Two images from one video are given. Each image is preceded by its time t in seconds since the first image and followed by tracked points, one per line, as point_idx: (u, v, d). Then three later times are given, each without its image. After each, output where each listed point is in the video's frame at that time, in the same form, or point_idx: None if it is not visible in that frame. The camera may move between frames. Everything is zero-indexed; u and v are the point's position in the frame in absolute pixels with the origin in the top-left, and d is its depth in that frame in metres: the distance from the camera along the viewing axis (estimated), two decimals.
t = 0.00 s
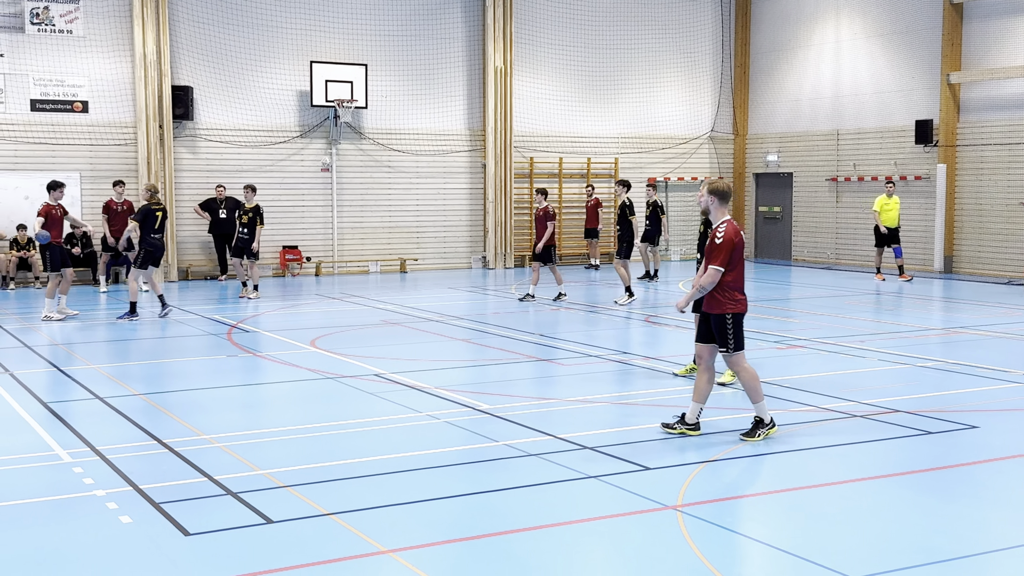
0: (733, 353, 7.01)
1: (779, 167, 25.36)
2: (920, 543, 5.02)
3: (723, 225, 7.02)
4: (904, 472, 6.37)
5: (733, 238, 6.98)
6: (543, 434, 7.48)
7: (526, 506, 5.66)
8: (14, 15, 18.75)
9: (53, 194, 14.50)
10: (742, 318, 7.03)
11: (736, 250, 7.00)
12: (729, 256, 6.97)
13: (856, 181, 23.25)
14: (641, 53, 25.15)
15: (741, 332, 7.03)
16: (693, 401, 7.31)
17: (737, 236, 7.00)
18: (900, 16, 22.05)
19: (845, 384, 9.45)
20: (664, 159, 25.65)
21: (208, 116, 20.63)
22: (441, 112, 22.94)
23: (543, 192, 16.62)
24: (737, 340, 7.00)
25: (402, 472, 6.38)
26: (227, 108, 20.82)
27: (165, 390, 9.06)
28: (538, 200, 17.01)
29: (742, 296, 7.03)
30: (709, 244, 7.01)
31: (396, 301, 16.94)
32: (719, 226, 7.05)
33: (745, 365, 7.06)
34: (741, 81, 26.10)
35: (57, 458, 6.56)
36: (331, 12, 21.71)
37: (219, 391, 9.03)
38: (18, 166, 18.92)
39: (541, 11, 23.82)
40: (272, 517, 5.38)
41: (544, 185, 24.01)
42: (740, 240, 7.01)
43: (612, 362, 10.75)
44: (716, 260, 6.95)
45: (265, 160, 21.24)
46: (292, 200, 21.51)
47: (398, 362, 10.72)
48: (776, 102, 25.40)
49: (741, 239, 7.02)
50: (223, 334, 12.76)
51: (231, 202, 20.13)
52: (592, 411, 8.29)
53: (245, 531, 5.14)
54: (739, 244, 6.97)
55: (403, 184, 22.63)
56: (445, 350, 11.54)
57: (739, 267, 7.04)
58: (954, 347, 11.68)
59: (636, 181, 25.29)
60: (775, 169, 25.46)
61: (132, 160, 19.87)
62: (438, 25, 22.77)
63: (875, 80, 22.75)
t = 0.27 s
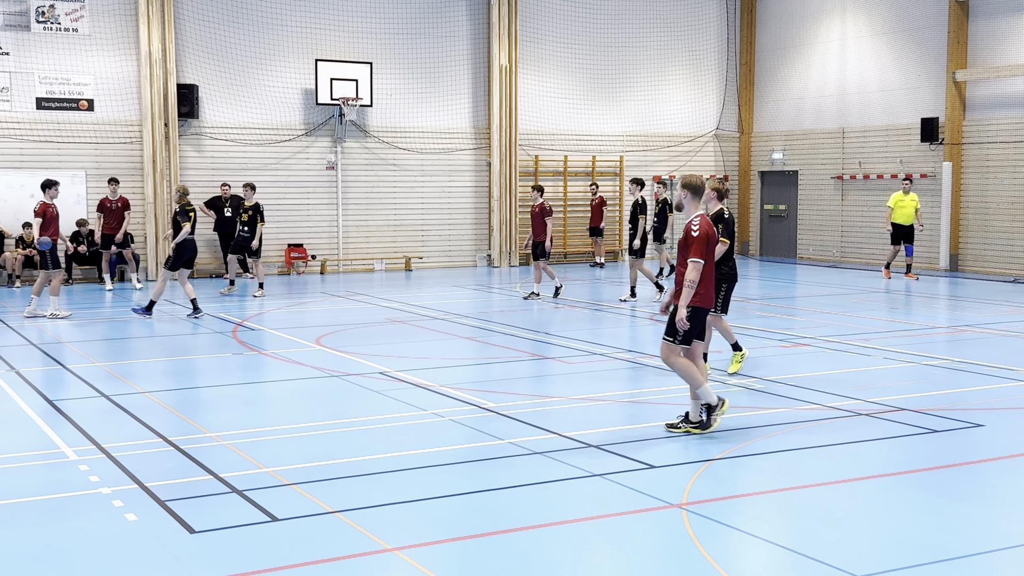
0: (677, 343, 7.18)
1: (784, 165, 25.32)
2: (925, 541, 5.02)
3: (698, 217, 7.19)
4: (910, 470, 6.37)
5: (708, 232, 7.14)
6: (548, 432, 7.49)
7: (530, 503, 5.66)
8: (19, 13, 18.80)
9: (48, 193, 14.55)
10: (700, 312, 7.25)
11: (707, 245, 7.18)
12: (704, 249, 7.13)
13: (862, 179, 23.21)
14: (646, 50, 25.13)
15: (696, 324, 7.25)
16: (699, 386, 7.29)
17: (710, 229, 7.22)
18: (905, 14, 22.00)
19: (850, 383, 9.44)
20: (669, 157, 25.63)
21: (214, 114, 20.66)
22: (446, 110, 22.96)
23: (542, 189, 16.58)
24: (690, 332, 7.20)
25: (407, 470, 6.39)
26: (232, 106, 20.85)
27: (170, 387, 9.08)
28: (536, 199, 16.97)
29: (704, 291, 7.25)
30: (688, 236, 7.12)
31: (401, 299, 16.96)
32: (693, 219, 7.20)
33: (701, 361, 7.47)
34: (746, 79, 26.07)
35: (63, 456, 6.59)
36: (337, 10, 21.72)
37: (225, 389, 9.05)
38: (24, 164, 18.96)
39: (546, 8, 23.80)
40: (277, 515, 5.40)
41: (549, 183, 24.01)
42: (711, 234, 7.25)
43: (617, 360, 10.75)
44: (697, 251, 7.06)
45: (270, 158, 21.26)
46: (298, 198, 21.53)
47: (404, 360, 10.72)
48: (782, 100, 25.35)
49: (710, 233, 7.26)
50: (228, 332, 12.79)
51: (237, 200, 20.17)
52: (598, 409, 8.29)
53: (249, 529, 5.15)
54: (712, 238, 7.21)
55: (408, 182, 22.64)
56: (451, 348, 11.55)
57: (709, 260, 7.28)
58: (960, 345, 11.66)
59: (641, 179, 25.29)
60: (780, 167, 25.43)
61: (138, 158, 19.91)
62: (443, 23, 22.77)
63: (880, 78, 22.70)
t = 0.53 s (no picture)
0: (651, 346, 7.09)
1: (789, 164, 25.30)
2: (931, 541, 5.01)
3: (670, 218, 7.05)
4: (915, 470, 6.35)
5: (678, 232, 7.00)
6: (552, 431, 7.48)
7: (535, 503, 5.66)
8: (25, 12, 18.84)
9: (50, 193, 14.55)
10: (675, 313, 7.07)
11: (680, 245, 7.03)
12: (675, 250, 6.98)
13: (866, 178, 23.18)
14: (651, 49, 25.11)
15: (671, 326, 7.07)
16: (636, 398, 7.23)
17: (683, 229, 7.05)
18: (910, 12, 21.96)
19: (855, 382, 9.43)
20: (674, 155, 25.60)
21: (219, 113, 20.67)
22: (451, 109, 22.96)
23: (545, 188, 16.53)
24: (662, 334, 7.04)
25: (412, 469, 6.39)
26: (237, 105, 20.87)
27: (176, 386, 9.09)
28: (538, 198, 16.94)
29: (681, 292, 7.07)
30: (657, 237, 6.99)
31: (406, 298, 16.96)
32: (663, 220, 7.06)
33: (688, 362, 7.23)
34: (751, 77, 26.06)
35: (68, 455, 6.60)
36: (341, 9, 21.73)
37: (229, 387, 9.06)
38: (29, 162, 19.00)
39: (551, 8, 23.80)
40: (281, 514, 5.40)
41: (554, 182, 24.00)
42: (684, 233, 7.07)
43: (622, 360, 10.74)
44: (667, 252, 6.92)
45: (275, 157, 21.28)
46: (302, 197, 21.55)
47: (409, 359, 10.73)
48: (787, 99, 25.33)
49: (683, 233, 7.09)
50: (233, 331, 12.80)
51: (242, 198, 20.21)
52: (603, 408, 8.28)
53: (254, 528, 5.16)
54: (683, 238, 7.04)
55: (412, 181, 22.65)
56: (455, 347, 11.55)
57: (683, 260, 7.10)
58: (965, 344, 11.63)
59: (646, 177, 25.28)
60: (785, 166, 25.40)
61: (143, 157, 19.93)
62: (448, 22, 22.77)
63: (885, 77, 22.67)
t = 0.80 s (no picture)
0: (628, 345, 7.09)
1: (795, 163, 25.27)
2: (937, 541, 5.00)
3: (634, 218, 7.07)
4: (921, 469, 6.35)
5: (640, 231, 7.00)
6: (557, 430, 7.47)
7: (540, 502, 5.66)
8: (31, 11, 18.88)
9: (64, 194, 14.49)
10: (644, 312, 7.06)
11: (644, 244, 7.03)
12: (635, 250, 6.99)
13: (872, 178, 23.14)
14: (656, 48, 25.09)
15: (641, 325, 7.07)
16: (631, 399, 7.24)
17: (648, 229, 7.02)
18: (916, 11, 21.92)
19: (860, 382, 9.41)
20: (679, 155, 25.59)
21: (224, 113, 20.70)
22: (456, 109, 22.97)
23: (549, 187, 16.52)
24: (632, 333, 7.07)
25: (416, 468, 6.39)
26: (242, 105, 20.89)
27: (181, 385, 9.11)
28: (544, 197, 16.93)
29: (649, 290, 7.06)
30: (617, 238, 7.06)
31: (411, 297, 16.96)
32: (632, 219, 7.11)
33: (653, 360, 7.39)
34: (757, 76, 26.02)
35: (74, 453, 6.62)
36: (347, 9, 21.74)
37: (234, 386, 9.08)
38: (36, 162, 19.05)
39: (556, 7, 23.80)
40: (287, 513, 5.41)
41: (559, 182, 24.00)
42: (651, 233, 7.03)
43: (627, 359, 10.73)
44: (625, 253, 6.96)
45: (280, 156, 21.30)
46: (308, 196, 21.57)
47: (414, 358, 10.73)
48: (792, 99, 25.29)
49: (651, 232, 7.04)
50: (238, 330, 12.83)
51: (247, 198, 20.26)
52: (607, 408, 8.28)
53: (260, 526, 5.17)
54: (646, 238, 7.00)
55: (418, 181, 22.66)
56: (460, 346, 11.55)
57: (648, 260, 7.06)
58: (971, 344, 11.60)
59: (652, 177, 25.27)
60: (791, 166, 25.37)
61: (149, 157, 19.97)
62: (453, 22, 22.77)
63: (891, 76, 22.63)
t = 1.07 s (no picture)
0: (619, 344, 7.11)
1: (803, 163, 25.21)
2: (945, 542, 4.99)
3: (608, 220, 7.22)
4: (929, 470, 6.33)
5: (613, 232, 7.14)
6: (565, 431, 7.48)
7: (548, 503, 5.66)
8: (40, 13, 18.94)
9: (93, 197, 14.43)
10: (628, 311, 7.12)
11: (620, 245, 7.13)
12: (611, 250, 7.11)
13: (880, 178, 23.08)
14: (664, 48, 25.06)
15: (629, 323, 7.12)
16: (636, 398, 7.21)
17: (621, 229, 7.15)
18: (925, 12, 21.86)
19: (868, 382, 9.39)
20: (687, 155, 25.55)
21: (232, 113, 20.75)
22: (463, 109, 22.98)
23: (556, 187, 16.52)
24: (622, 332, 7.10)
25: (424, 468, 6.40)
26: (250, 105, 20.94)
27: (189, 385, 9.14)
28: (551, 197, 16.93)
29: (631, 289, 7.12)
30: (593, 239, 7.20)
31: (419, 297, 16.98)
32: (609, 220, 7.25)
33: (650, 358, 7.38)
34: (765, 77, 25.98)
35: (82, 453, 6.64)
36: (355, 9, 21.77)
37: (243, 386, 9.11)
38: (44, 163, 19.13)
39: (564, 6, 23.78)
40: (295, 513, 5.42)
41: (566, 182, 24.00)
42: (626, 232, 7.15)
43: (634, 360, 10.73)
44: (599, 254, 7.08)
45: (289, 157, 21.34)
46: (315, 197, 21.61)
47: (421, 359, 10.74)
48: (800, 99, 25.23)
49: (627, 232, 7.16)
50: (246, 330, 12.86)
51: (255, 198, 20.31)
52: (614, 408, 8.28)
53: (268, 526, 5.18)
54: (619, 237, 7.13)
55: (425, 181, 22.68)
56: (468, 347, 11.56)
57: (628, 259, 7.14)
58: (980, 345, 11.57)
59: (659, 177, 25.25)
60: (798, 166, 25.32)
61: (158, 157, 20.03)
62: (461, 22, 22.78)
63: (899, 76, 22.57)
